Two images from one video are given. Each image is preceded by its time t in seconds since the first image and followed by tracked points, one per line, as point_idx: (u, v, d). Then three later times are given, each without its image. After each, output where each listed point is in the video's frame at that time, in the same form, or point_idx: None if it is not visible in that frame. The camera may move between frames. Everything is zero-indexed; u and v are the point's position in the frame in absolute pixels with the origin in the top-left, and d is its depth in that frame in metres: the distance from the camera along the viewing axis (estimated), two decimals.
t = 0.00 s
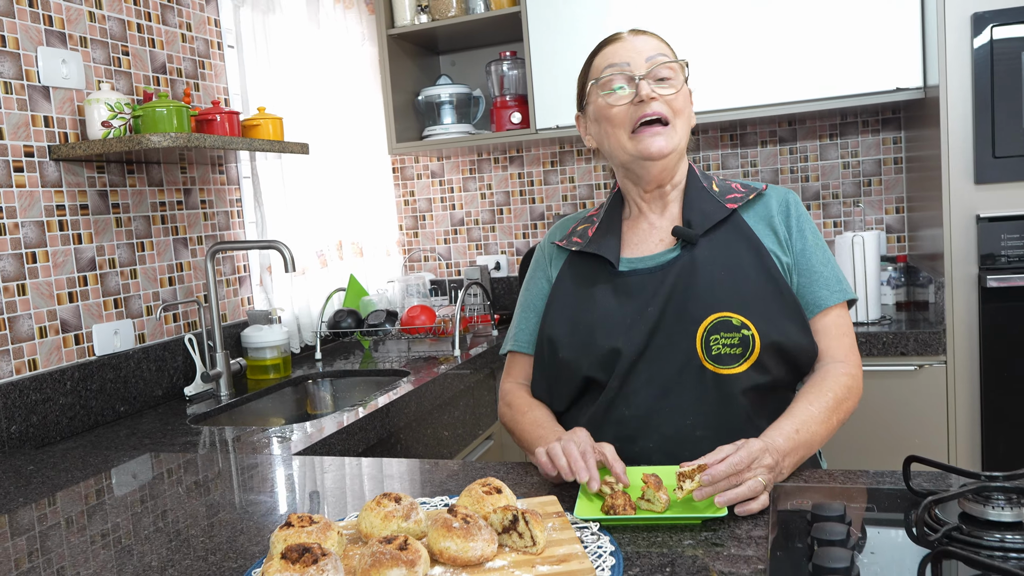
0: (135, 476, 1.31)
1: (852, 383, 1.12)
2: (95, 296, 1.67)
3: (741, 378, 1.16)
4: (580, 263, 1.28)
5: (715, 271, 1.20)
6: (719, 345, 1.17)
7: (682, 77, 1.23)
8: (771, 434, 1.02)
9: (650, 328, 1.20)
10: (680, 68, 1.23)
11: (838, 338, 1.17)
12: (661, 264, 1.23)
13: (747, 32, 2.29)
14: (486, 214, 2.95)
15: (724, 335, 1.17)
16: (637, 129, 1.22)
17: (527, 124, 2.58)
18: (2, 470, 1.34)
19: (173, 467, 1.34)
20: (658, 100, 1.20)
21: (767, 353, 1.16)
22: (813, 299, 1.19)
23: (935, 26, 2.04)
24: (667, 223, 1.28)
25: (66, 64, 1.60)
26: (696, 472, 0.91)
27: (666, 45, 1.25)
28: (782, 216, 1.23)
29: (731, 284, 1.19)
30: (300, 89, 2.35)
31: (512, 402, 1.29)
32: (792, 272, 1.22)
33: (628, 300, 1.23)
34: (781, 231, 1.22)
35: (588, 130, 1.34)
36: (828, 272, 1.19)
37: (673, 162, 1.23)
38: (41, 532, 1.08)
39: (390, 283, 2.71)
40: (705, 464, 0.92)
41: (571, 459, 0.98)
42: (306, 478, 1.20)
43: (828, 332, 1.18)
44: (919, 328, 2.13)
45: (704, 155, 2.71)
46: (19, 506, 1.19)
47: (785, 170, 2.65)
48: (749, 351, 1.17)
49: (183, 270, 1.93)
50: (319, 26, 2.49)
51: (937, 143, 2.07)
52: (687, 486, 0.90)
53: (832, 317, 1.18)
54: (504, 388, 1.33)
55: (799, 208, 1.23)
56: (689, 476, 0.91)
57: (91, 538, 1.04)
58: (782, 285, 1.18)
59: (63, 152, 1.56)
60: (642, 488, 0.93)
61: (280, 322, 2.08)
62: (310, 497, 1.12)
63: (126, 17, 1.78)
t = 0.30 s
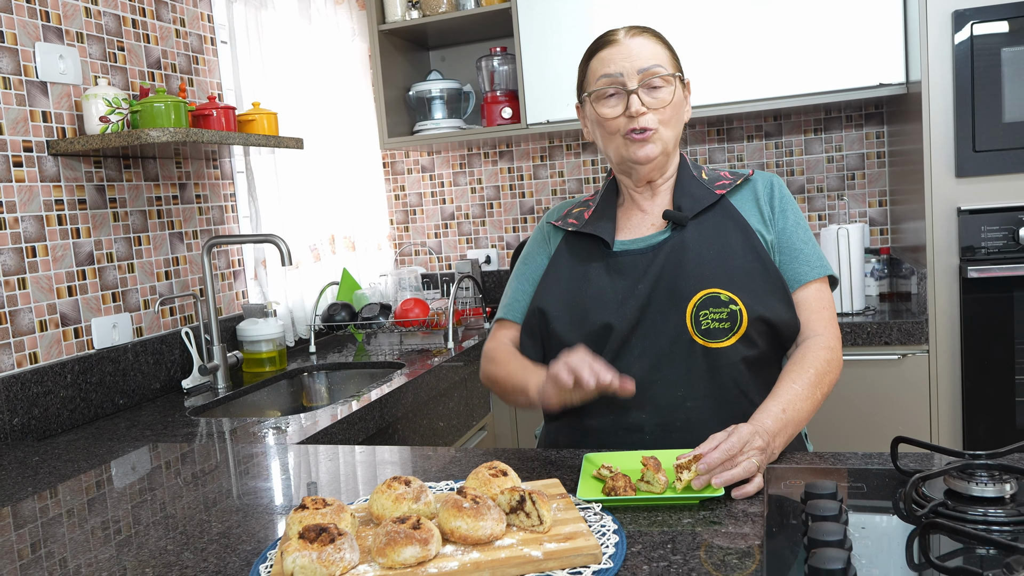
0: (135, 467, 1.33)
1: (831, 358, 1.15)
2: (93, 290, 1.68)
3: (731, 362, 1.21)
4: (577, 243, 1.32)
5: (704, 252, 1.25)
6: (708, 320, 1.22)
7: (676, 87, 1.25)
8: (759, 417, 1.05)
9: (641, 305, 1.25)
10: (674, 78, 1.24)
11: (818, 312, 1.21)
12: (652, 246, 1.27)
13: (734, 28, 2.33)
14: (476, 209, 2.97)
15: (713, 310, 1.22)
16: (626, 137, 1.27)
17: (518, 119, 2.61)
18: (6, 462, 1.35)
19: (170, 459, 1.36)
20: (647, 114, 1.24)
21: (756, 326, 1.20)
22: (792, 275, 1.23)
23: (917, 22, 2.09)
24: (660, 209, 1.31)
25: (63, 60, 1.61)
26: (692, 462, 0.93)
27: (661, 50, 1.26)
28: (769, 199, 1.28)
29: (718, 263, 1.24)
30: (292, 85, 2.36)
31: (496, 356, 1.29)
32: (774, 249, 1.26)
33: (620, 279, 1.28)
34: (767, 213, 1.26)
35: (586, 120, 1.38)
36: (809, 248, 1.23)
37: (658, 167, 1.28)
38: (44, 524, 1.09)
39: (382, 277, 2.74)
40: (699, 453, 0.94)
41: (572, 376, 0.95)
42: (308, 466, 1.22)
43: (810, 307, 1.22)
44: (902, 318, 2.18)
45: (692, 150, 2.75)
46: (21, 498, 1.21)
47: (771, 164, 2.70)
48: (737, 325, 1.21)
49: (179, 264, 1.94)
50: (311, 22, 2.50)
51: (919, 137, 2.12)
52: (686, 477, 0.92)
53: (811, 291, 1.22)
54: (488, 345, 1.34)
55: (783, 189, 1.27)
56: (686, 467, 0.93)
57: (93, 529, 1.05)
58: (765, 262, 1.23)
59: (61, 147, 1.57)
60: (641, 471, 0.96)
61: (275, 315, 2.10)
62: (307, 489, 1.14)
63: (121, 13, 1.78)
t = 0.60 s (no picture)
0: (140, 461, 1.34)
1: (827, 350, 1.19)
2: (99, 284, 1.70)
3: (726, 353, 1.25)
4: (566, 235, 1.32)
5: (692, 245, 1.27)
6: (696, 312, 1.24)
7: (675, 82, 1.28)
8: (759, 406, 1.09)
9: (628, 297, 1.26)
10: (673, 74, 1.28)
11: (809, 306, 1.26)
12: (641, 239, 1.28)
13: (730, 29, 2.36)
14: (474, 206, 3.00)
15: (701, 303, 1.24)
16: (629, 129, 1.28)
17: (516, 117, 2.63)
18: (15, 453, 1.37)
19: (175, 452, 1.37)
20: (652, 105, 1.26)
21: (743, 318, 1.24)
22: (788, 267, 1.26)
23: (910, 23, 2.13)
24: (649, 204, 1.34)
25: (70, 58, 1.63)
26: (694, 449, 0.96)
27: (661, 49, 1.30)
28: (757, 196, 1.30)
29: (705, 257, 1.26)
30: (293, 83, 2.38)
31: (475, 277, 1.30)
32: (765, 244, 1.29)
33: (609, 272, 1.28)
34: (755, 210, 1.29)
35: (578, 117, 1.40)
36: (801, 242, 1.27)
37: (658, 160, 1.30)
38: (52, 516, 1.11)
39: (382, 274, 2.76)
40: (700, 441, 0.98)
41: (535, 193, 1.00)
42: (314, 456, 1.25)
43: (800, 301, 1.26)
44: (894, 314, 2.22)
45: (687, 149, 2.79)
46: (28, 490, 1.23)
47: (766, 163, 2.73)
48: (723, 318, 1.24)
49: (182, 260, 1.97)
50: (311, 21, 2.52)
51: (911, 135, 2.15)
52: (687, 464, 0.95)
53: (804, 287, 1.27)
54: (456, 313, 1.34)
55: (771, 185, 1.30)
56: (688, 454, 0.95)
57: (98, 521, 1.07)
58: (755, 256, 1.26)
59: (68, 143, 1.59)
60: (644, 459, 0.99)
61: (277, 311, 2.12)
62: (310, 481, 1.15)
63: (126, 11, 1.80)
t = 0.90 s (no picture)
0: (145, 454, 1.36)
1: (832, 351, 1.22)
2: (105, 279, 1.72)
3: (728, 356, 1.26)
4: (564, 240, 1.35)
5: (693, 248, 1.28)
6: (698, 317, 1.25)
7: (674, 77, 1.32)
8: (760, 398, 1.11)
9: (628, 301, 1.28)
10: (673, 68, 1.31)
11: (818, 307, 1.28)
12: (640, 242, 1.30)
13: (728, 29, 2.39)
14: (473, 203, 3.02)
15: (702, 308, 1.25)
16: (628, 122, 1.31)
17: (516, 115, 2.66)
18: (24, 444, 1.39)
19: (179, 445, 1.39)
20: (651, 99, 1.29)
21: (744, 324, 1.25)
22: (797, 270, 1.28)
23: (905, 24, 2.16)
24: (647, 206, 1.36)
25: (77, 54, 1.65)
26: (695, 437, 0.99)
27: (663, 44, 1.33)
28: (756, 198, 1.32)
29: (706, 260, 1.27)
30: (295, 80, 2.40)
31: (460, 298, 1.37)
32: (770, 248, 1.31)
33: (607, 274, 1.30)
34: (755, 213, 1.31)
35: (577, 113, 1.43)
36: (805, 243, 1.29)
37: (656, 153, 1.32)
38: (58, 507, 1.12)
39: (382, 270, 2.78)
40: (701, 430, 1.00)
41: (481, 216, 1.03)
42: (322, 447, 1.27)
43: (809, 303, 1.28)
44: (888, 310, 2.25)
45: (685, 147, 2.81)
46: (35, 481, 1.24)
47: (762, 161, 2.76)
48: (725, 324, 1.24)
49: (186, 255, 1.99)
50: (313, 19, 2.54)
51: (906, 134, 2.19)
52: (688, 451, 0.98)
53: (813, 292, 1.29)
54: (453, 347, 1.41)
55: (769, 188, 1.32)
56: (689, 442, 0.98)
57: (103, 514, 1.08)
58: (759, 261, 1.27)
59: (75, 139, 1.61)
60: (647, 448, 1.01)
61: (279, 306, 2.15)
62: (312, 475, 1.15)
63: (131, 9, 1.82)
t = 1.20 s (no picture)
0: (137, 448, 1.36)
1: (824, 348, 1.25)
2: (99, 273, 1.73)
3: (720, 355, 1.28)
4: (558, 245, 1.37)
5: (688, 250, 1.30)
6: (693, 323, 1.27)
7: (662, 74, 1.33)
8: (751, 391, 1.14)
9: (623, 304, 1.30)
10: (660, 65, 1.32)
11: (812, 309, 1.31)
12: (635, 245, 1.32)
13: (717, 28, 2.42)
14: (463, 200, 3.04)
15: (698, 314, 1.27)
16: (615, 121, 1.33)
17: (507, 112, 2.68)
18: (21, 437, 1.40)
19: (172, 439, 1.40)
20: (637, 98, 1.30)
21: (738, 330, 1.27)
22: (792, 272, 1.30)
23: (891, 25, 2.19)
24: (640, 206, 1.38)
25: (72, 49, 1.65)
26: (690, 425, 1.01)
27: (649, 41, 1.35)
28: (750, 199, 1.34)
29: (700, 264, 1.29)
30: (287, 76, 2.41)
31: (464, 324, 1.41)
32: (765, 250, 1.33)
33: (602, 277, 1.32)
34: (749, 214, 1.33)
35: (568, 112, 1.44)
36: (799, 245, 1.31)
37: (645, 150, 1.34)
38: (52, 500, 1.12)
39: (373, 265, 2.79)
40: (696, 419, 1.02)
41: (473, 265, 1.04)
42: (317, 440, 1.28)
43: (805, 305, 1.32)
44: (873, 307, 2.29)
45: (674, 145, 2.84)
46: (29, 475, 1.25)
47: (750, 160, 2.80)
48: (719, 329, 1.27)
49: (179, 250, 1.99)
50: (305, 15, 2.55)
51: (891, 134, 2.22)
52: (683, 438, 1.00)
53: (810, 294, 1.32)
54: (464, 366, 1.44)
55: (763, 189, 1.34)
56: (684, 429, 1.00)
57: (96, 507, 1.08)
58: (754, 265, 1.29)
59: (70, 133, 1.61)
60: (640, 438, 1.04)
61: (271, 301, 2.15)
62: (304, 469, 1.17)
63: (125, 4, 1.83)
